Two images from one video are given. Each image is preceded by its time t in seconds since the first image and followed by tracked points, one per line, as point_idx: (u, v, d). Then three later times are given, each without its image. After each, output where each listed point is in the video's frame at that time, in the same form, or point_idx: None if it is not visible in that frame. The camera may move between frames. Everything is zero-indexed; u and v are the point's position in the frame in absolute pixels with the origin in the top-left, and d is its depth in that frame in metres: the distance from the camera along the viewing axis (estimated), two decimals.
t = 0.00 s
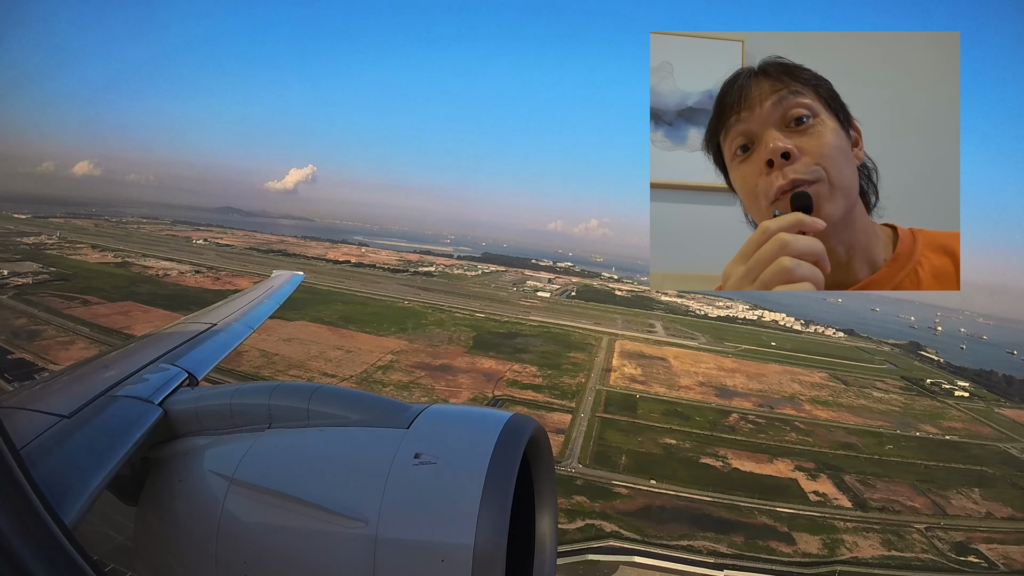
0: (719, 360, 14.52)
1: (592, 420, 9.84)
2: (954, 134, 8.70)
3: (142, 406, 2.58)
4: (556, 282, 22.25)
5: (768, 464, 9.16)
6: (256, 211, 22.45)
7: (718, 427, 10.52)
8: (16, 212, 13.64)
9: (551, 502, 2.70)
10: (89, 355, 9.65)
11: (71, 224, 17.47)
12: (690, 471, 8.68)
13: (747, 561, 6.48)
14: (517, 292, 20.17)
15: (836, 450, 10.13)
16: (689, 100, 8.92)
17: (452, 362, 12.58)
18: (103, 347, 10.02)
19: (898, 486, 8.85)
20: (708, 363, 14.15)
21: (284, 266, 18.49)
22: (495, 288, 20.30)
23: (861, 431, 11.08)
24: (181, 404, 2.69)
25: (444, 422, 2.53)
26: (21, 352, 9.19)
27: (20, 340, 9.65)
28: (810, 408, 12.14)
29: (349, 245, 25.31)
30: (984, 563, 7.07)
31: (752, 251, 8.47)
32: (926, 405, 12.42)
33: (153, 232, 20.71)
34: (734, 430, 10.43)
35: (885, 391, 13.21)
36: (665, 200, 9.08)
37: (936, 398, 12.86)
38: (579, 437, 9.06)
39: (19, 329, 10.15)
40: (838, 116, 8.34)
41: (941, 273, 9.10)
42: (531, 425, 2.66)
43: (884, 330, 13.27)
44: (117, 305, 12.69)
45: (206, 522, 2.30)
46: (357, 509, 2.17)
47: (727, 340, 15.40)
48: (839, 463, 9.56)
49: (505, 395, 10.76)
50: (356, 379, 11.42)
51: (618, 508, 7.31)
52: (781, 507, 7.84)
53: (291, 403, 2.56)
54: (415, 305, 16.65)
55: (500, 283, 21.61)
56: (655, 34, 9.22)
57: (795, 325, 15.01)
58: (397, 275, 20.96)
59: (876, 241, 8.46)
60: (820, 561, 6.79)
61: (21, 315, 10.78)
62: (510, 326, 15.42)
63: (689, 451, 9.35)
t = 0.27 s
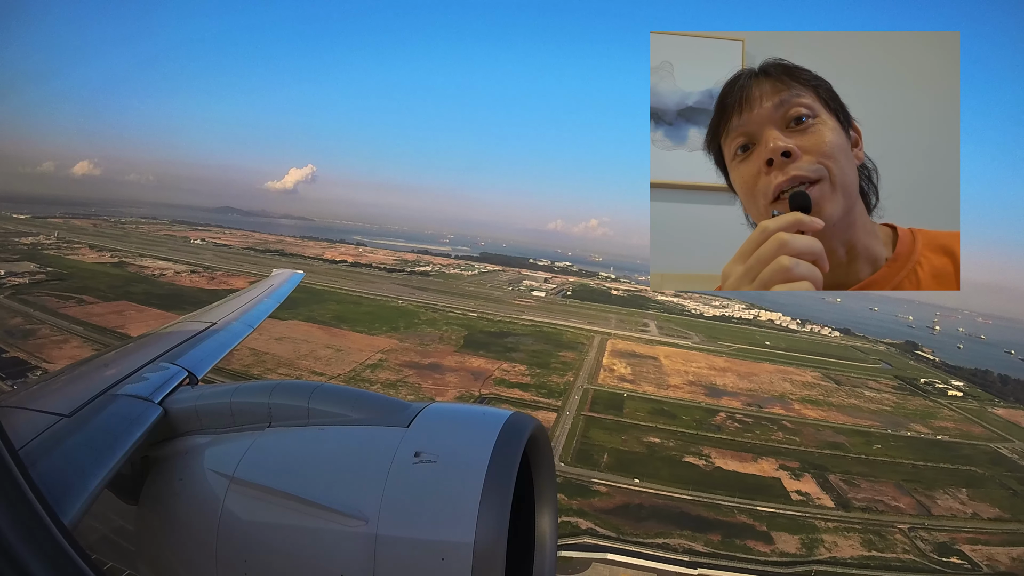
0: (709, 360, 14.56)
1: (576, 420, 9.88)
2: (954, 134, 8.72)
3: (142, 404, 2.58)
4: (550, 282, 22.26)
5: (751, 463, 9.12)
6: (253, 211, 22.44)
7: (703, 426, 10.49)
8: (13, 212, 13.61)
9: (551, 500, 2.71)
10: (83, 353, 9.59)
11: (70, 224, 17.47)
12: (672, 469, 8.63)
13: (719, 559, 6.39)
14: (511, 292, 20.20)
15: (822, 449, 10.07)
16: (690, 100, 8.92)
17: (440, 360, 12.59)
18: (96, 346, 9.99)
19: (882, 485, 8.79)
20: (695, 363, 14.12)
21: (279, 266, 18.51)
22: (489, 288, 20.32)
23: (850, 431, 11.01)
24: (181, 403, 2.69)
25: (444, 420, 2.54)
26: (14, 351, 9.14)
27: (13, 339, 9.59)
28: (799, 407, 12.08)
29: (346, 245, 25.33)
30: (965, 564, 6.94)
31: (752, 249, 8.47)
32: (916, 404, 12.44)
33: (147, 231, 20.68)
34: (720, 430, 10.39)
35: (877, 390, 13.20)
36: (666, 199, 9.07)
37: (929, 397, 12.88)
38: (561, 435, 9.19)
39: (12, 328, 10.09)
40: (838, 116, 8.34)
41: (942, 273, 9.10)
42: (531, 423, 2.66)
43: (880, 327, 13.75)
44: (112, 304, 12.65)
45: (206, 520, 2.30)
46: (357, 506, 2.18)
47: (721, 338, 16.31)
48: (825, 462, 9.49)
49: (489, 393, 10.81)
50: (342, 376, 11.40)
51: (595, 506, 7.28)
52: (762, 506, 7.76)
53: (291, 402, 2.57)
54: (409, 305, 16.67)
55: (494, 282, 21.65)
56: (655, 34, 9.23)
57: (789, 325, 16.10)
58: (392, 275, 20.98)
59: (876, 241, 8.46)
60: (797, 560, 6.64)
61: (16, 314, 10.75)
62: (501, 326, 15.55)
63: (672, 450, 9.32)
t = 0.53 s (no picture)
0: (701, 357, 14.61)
1: (562, 417, 9.89)
2: (954, 134, 8.71)
3: (142, 403, 2.53)
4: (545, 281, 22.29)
5: (735, 462, 9.12)
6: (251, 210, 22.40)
7: (690, 425, 10.49)
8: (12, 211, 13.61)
9: (551, 499, 2.67)
10: (77, 352, 9.53)
11: (68, 224, 17.40)
12: (654, 468, 8.67)
13: (695, 558, 6.53)
14: (506, 290, 20.21)
15: (809, 449, 10.09)
16: (690, 100, 8.87)
17: (430, 359, 12.70)
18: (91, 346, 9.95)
19: (868, 485, 8.83)
20: (685, 361, 14.18)
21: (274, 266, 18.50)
22: (484, 288, 20.31)
23: (837, 430, 11.09)
24: (181, 402, 2.64)
25: (445, 418, 2.50)
26: (8, 349, 9.12)
27: (8, 338, 9.58)
28: (788, 407, 12.15)
29: (345, 244, 25.18)
30: (948, 565, 7.04)
31: (750, 248, 8.46)
32: (908, 404, 12.54)
33: (141, 230, 20.60)
34: (706, 429, 10.37)
35: (868, 390, 13.23)
36: (665, 199, 9.05)
37: (922, 398, 13.01)
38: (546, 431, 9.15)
39: (7, 327, 10.05)
40: (836, 116, 8.33)
41: (941, 273, 9.11)
42: (531, 422, 2.62)
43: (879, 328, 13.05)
44: (107, 304, 12.59)
45: (205, 520, 2.25)
46: (357, 505, 2.13)
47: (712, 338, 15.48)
48: (810, 462, 9.49)
49: (476, 393, 10.99)
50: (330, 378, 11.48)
51: (573, 504, 7.37)
52: (741, 505, 7.85)
53: (290, 400, 2.52)
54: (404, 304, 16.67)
55: (488, 282, 21.68)
56: (655, 34, 9.19)
57: (786, 324, 14.83)
58: (386, 274, 20.96)
59: (876, 241, 8.45)
60: (775, 559, 6.79)
61: (11, 314, 10.70)
62: (494, 325, 15.54)
63: (656, 448, 9.32)
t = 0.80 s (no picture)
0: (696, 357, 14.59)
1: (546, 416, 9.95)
2: (954, 134, 8.71)
3: (142, 403, 2.57)
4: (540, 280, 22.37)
5: (719, 462, 9.16)
6: (249, 210, 22.48)
7: (676, 425, 10.53)
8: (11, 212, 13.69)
9: (551, 500, 2.69)
10: (70, 352, 9.56)
11: (66, 224, 17.49)
12: (636, 467, 8.71)
13: (669, 557, 6.52)
14: (501, 290, 20.31)
15: (795, 448, 10.13)
16: (690, 100, 8.89)
17: (420, 359, 12.87)
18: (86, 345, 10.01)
19: (852, 485, 8.85)
20: (675, 359, 14.21)
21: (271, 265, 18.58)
22: (479, 288, 20.40)
23: (824, 430, 11.17)
24: (181, 402, 2.66)
25: (444, 418, 2.52)
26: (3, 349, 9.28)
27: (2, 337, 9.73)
28: (778, 407, 12.15)
29: (342, 243, 24.99)
30: (930, 567, 6.99)
31: (749, 248, 8.46)
32: (899, 404, 12.60)
33: (137, 229, 20.69)
34: (692, 428, 10.41)
35: (860, 390, 13.24)
36: (665, 200, 9.10)
37: (913, 396, 13.05)
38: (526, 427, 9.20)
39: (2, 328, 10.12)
40: (836, 116, 8.34)
41: (941, 273, 9.11)
42: (531, 421, 2.63)
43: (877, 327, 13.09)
44: (101, 303, 12.61)
45: (205, 519, 2.27)
46: (357, 505, 2.16)
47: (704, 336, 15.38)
48: (795, 462, 9.53)
49: (462, 392, 11.20)
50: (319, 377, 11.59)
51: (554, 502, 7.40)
52: (722, 505, 7.89)
53: (290, 400, 2.55)
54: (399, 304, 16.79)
55: (482, 281, 21.81)
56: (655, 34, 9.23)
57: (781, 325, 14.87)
58: (381, 273, 21.07)
59: (875, 242, 8.47)
60: (750, 559, 6.78)
61: (6, 314, 10.76)
62: (486, 325, 15.62)
63: (639, 448, 9.37)
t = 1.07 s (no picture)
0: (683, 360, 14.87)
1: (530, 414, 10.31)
2: (954, 134, 8.72)
3: (142, 404, 2.60)
4: (533, 284, 22.79)
5: (702, 462, 9.25)
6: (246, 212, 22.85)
7: (662, 424, 10.67)
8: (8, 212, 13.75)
9: (551, 499, 2.71)
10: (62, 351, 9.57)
11: (66, 224, 17.70)
12: (616, 466, 8.74)
13: (643, 556, 6.47)
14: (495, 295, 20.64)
15: (780, 448, 10.18)
16: (691, 101, 8.86)
17: (409, 359, 13.04)
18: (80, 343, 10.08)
19: (836, 485, 8.85)
20: (667, 362, 14.52)
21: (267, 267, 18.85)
22: (472, 292, 20.73)
23: (812, 430, 11.19)
24: (180, 402, 2.69)
25: (443, 419, 2.53)
26: None
27: None
28: (766, 407, 12.27)
29: (339, 245, 26.28)
30: (910, 569, 6.86)
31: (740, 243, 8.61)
32: (890, 406, 12.64)
33: (134, 231, 20.95)
34: (677, 428, 10.57)
35: (851, 393, 13.34)
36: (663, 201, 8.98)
37: (905, 399, 13.08)
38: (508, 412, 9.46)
39: None
40: (839, 116, 8.39)
41: (942, 273, 9.12)
42: (531, 422, 2.64)
43: (873, 328, 13.76)
44: (94, 303, 12.64)
45: (204, 519, 2.27)
46: (357, 505, 2.16)
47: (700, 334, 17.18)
48: (778, 461, 9.57)
49: (450, 391, 11.46)
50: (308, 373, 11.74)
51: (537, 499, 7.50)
52: (703, 504, 7.89)
53: (290, 401, 2.57)
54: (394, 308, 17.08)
55: (476, 286, 22.22)
56: (656, 35, 9.25)
57: (777, 325, 16.51)
58: (377, 277, 21.39)
59: (878, 243, 8.47)
60: (727, 559, 6.71)
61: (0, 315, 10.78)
62: (477, 326, 16.27)
63: (622, 448, 9.47)
